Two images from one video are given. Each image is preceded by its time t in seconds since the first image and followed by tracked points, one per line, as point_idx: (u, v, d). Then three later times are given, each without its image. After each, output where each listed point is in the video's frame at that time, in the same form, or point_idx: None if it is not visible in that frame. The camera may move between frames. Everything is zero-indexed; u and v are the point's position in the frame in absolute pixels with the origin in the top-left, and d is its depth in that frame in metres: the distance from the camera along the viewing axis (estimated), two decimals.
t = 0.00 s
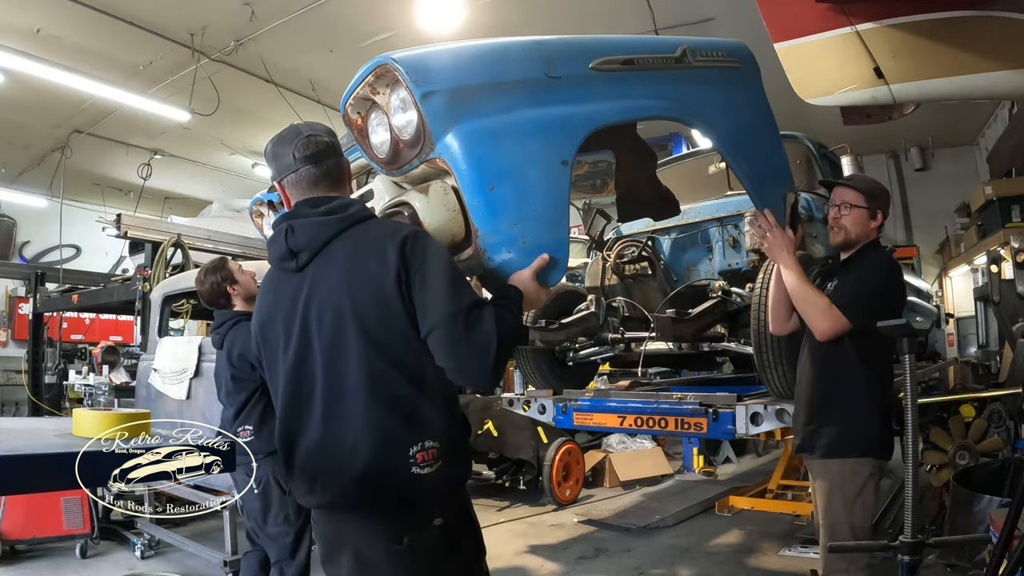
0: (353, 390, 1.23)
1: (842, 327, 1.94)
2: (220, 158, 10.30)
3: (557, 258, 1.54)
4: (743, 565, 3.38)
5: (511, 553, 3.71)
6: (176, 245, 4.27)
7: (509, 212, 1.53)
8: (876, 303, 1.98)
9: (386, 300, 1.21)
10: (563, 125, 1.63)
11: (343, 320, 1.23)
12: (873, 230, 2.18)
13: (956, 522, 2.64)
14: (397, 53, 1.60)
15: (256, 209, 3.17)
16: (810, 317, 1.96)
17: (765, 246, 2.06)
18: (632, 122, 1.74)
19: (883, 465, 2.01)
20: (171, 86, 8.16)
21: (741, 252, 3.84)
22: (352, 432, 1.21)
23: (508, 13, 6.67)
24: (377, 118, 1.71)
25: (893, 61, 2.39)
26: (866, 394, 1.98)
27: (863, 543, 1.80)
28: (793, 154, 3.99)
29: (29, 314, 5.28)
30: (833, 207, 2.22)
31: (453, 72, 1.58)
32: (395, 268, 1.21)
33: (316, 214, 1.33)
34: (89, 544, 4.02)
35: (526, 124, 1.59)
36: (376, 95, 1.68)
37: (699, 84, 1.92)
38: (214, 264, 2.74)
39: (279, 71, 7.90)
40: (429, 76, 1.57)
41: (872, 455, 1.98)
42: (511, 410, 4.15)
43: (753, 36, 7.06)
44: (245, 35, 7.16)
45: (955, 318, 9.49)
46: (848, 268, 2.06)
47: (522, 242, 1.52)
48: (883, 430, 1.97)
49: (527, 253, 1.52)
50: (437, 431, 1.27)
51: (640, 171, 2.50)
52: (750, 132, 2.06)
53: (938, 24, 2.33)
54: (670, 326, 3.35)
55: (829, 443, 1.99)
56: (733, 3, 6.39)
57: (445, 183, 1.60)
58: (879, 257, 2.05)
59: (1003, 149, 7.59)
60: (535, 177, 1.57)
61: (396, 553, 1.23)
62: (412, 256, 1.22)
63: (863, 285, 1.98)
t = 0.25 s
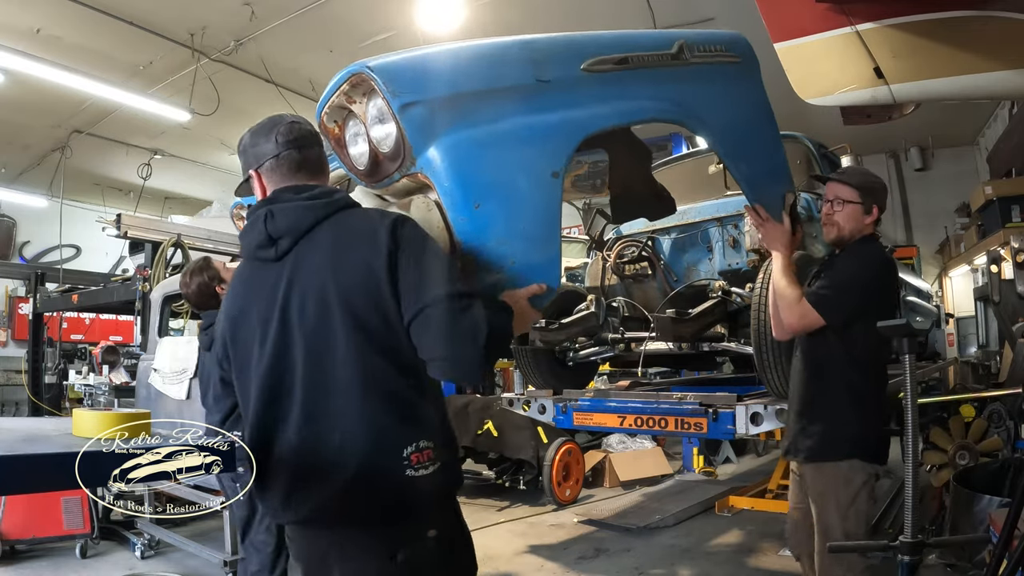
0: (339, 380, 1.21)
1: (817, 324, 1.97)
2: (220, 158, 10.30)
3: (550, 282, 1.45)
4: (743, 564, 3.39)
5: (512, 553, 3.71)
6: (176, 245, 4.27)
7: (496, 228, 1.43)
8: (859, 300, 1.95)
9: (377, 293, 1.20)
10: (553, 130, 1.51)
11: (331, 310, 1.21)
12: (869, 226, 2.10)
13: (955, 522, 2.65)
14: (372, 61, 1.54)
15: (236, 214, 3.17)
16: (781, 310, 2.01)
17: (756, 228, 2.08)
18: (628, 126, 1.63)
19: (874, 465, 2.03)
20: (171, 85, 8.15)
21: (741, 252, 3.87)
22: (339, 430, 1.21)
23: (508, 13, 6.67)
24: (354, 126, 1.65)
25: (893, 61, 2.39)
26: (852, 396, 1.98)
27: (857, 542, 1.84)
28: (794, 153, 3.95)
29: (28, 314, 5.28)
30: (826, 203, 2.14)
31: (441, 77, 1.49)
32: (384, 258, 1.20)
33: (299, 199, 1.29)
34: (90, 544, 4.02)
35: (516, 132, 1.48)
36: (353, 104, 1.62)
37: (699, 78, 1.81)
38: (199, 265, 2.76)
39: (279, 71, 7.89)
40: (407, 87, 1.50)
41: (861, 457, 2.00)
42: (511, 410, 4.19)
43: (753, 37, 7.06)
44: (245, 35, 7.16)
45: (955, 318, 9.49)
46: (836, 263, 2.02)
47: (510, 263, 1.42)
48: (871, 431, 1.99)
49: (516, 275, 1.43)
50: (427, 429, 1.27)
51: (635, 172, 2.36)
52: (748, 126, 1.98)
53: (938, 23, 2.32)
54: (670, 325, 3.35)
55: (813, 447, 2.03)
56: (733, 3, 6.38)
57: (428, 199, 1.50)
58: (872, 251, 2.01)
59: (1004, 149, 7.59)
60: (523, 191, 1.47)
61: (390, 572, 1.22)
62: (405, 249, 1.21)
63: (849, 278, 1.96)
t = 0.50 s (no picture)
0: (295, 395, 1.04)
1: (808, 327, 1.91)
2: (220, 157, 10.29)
3: (531, 271, 1.33)
4: (743, 565, 3.39)
5: (511, 553, 3.71)
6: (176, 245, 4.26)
7: (474, 217, 1.32)
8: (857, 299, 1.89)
9: (332, 294, 1.02)
10: (533, 116, 1.42)
11: (287, 320, 1.04)
12: (858, 227, 2.03)
13: (956, 522, 2.64)
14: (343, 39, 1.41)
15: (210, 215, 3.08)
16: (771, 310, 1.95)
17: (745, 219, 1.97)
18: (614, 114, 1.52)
19: (872, 472, 1.95)
20: (171, 85, 8.15)
21: (741, 252, 3.78)
22: (306, 443, 1.04)
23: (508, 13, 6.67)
24: (327, 113, 1.50)
25: (893, 61, 2.39)
26: (847, 398, 1.92)
27: (859, 542, 1.82)
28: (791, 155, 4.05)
29: (28, 314, 5.28)
30: (814, 206, 2.07)
31: (413, 57, 1.40)
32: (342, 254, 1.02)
33: (255, 196, 1.12)
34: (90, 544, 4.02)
35: (492, 116, 1.39)
36: (324, 88, 1.47)
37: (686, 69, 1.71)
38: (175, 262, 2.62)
39: (280, 71, 7.90)
40: (380, 64, 1.38)
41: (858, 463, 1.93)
42: (511, 410, 4.15)
43: (753, 36, 7.05)
44: (245, 35, 7.16)
45: (955, 318, 9.49)
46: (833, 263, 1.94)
47: (487, 253, 1.31)
48: (867, 435, 1.92)
49: (496, 264, 1.31)
50: (399, 432, 1.10)
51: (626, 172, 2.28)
52: (737, 115, 1.84)
53: (938, 23, 2.33)
54: (670, 325, 3.35)
55: (811, 454, 1.94)
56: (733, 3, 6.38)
57: (402, 185, 1.40)
58: (868, 252, 1.94)
59: (1004, 149, 7.59)
60: (502, 175, 1.37)
61: None
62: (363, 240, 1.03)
63: (840, 279, 1.89)
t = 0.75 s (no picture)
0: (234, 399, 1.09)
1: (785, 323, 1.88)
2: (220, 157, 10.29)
3: (496, 246, 1.23)
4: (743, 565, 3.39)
5: (511, 553, 3.71)
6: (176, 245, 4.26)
7: (428, 200, 1.20)
8: (843, 299, 1.89)
9: (265, 303, 1.06)
10: (500, 95, 1.29)
11: (223, 326, 1.09)
12: (841, 236, 1.99)
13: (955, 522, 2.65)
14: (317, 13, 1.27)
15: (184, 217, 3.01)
16: (745, 304, 1.89)
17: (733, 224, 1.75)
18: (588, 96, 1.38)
19: (864, 473, 1.94)
20: (171, 85, 8.14)
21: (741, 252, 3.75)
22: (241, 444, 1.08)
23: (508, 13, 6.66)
24: (298, 94, 1.37)
25: (893, 61, 2.39)
26: (838, 399, 1.90)
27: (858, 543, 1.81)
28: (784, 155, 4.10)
29: (28, 314, 5.27)
30: (795, 215, 2.02)
31: (377, 24, 1.26)
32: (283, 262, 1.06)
33: (205, 207, 1.18)
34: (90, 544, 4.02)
35: (459, 94, 1.26)
36: (296, 67, 1.34)
37: (662, 60, 1.50)
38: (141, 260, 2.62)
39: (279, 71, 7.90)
40: (345, 34, 1.24)
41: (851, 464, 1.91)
42: (511, 410, 4.15)
43: (753, 36, 7.05)
44: (245, 36, 7.16)
45: (955, 318, 9.49)
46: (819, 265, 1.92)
47: (455, 225, 1.20)
48: (859, 434, 1.92)
49: (454, 247, 1.20)
50: (342, 438, 1.12)
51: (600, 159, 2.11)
52: (714, 110, 1.57)
53: (938, 23, 2.32)
54: (670, 325, 3.36)
55: (804, 454, 1.92)
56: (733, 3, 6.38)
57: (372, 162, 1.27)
58: (849, 252, 1.94)
59: (1004, 150, 7.59)
60: (465, 154, 1.24)
61: None
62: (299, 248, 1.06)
63: (822, 280, 1.88)
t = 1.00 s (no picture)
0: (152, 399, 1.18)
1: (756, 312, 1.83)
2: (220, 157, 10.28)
3: (447, 216, 1.24)
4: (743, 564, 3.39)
5: (512, 553, 3.71)
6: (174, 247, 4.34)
7: (381, 162, 1.24)
8: (811, 298, 1.83)
9: (183, 316, 1.14)
10: (456, 68, 1.32)
11: (146, 331, 1.17)
12: (816, 238, 1.96)
13: (956, 522, 2.65)
14: None
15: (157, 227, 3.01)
16: (715, 286, 1.87)
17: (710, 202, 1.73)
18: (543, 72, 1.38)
19: (826, 480, 1.86)
20: (171, 86, 8.14)
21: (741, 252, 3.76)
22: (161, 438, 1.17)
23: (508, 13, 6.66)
24: (261, 76, 1.45)
25: (893, 60, 2.39)
26: (802, 400, 1.82)
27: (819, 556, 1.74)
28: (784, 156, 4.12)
29: (29, 314, 5.28)
30: (771, 219, 2.00)
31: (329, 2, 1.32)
32: (208, 276, 1.14)
33: (140, 216, 1.26)
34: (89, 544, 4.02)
35: (409, 69, 1.30)
36: (256, 47, 1.43)
37: (633, 41, 1.51)
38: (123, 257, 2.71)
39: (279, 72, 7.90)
40: (299, 8, 1.31)
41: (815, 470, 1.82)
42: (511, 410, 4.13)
43: (753, 37, 7.04)
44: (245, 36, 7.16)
45: (955, 318, 9.49)
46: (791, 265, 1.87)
47: (403, 192, 1.22)
48: (825, 440, 1.83)
49: (400, 219, 1.22)
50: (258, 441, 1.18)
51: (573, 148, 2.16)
52: (687, 94, 1.57)
53: (938, 24, 2.33)
54: (670, 325, 3.37)
55: (768, 456, 1.82)
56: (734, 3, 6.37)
57: (326, 136, 1.38)
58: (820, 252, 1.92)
59: (1004, 150, 7.58)
60: (421, 124, 1.27)
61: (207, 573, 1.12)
62: (219, 267, 1.14)
63: (792, 279, 1.84)
